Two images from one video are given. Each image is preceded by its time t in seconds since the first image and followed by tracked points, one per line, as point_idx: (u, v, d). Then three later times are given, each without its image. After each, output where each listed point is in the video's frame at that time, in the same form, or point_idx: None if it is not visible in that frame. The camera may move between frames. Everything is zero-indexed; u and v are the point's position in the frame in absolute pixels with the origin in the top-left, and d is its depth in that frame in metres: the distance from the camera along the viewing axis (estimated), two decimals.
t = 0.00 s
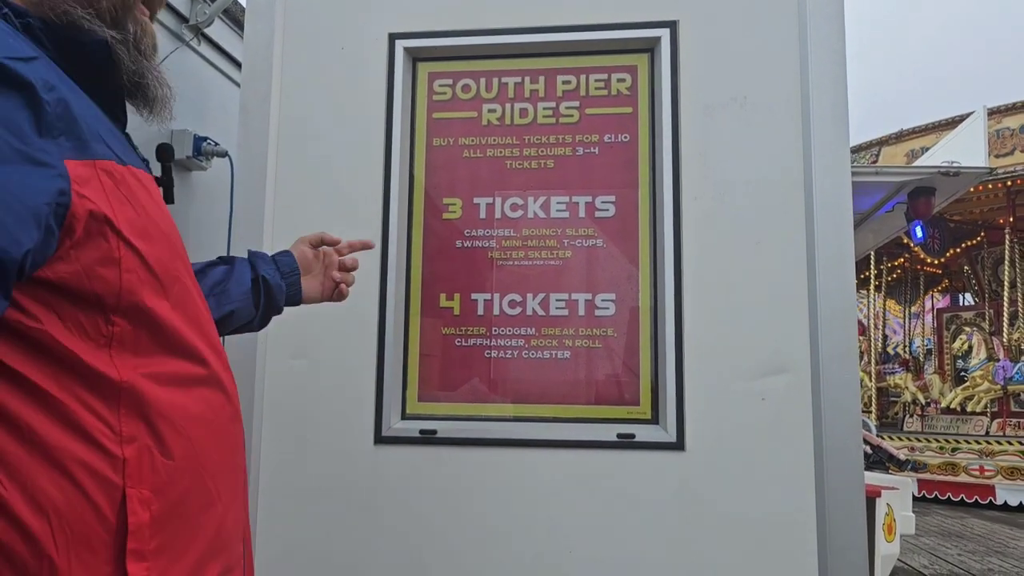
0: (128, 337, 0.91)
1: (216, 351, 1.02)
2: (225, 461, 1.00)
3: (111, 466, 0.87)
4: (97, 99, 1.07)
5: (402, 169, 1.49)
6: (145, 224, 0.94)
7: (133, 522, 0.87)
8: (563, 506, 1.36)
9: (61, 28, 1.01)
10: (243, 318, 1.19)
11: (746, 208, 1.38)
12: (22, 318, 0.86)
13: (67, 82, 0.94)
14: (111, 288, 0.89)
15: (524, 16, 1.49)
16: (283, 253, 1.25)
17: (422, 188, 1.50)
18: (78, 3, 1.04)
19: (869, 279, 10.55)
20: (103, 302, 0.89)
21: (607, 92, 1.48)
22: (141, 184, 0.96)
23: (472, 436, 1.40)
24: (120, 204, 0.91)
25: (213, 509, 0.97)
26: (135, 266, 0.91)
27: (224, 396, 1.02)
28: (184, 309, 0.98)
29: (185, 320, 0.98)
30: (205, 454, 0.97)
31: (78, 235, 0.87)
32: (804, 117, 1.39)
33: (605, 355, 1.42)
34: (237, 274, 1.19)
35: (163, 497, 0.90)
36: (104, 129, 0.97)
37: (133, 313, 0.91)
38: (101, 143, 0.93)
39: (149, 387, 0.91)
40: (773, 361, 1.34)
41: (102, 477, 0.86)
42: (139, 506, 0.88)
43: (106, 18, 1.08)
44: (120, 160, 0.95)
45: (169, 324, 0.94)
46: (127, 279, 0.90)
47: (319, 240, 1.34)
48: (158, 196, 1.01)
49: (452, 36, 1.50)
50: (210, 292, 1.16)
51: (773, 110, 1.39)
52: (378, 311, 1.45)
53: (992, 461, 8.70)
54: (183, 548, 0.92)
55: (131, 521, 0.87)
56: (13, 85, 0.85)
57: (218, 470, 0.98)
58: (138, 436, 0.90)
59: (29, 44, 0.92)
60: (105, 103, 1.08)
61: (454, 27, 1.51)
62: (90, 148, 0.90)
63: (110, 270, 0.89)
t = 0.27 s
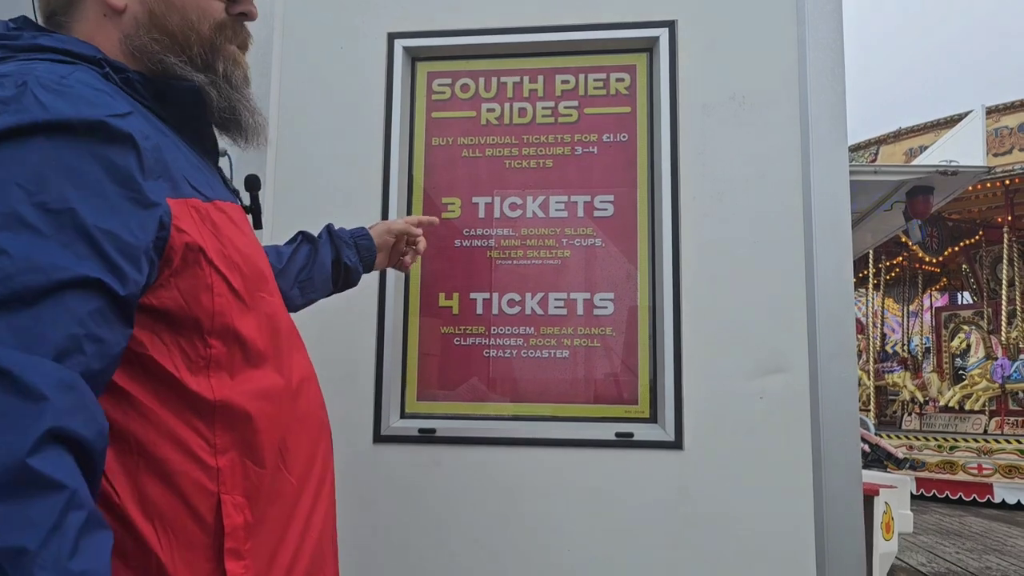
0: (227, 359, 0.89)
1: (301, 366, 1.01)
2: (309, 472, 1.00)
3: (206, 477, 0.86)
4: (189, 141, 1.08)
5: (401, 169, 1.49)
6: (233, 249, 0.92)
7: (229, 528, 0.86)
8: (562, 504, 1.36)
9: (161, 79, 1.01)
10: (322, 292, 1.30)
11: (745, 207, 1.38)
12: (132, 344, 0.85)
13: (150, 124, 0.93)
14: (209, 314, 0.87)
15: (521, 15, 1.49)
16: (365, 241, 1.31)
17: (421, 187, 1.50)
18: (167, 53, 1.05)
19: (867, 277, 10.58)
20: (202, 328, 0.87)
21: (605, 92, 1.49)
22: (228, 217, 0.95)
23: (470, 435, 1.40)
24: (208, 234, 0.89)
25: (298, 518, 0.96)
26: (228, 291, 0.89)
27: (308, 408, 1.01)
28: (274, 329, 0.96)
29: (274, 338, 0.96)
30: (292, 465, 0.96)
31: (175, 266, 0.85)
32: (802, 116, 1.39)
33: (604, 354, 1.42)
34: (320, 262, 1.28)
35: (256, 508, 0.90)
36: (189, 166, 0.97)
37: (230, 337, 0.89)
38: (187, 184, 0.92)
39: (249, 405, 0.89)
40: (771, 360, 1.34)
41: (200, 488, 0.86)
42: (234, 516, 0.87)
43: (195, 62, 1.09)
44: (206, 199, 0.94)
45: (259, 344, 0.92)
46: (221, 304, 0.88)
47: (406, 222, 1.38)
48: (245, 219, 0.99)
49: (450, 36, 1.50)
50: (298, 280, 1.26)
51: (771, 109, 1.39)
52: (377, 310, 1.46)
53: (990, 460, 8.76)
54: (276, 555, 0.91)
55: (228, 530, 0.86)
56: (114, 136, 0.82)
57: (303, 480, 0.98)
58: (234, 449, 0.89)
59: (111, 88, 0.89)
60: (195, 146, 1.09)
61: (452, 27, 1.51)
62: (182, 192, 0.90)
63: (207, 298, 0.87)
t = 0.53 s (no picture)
0: (248, 354, 0.95)
1: (328, 364, 1.06)
2: (336, 462, 1.04)
3: (227, 462, 0.92)
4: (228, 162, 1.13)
5: (400, 168, 1.50)
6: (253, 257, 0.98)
7: (247, 508, 0.91)
8: (560, 503, 1.36)
9: (193, 109, 1.09)
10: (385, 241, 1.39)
11: (743, 206, 1.38)
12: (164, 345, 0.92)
13: (181, 152, 1.01)
14: (228, 314, 0.93)
15: (519, 14, 1.49)
16: (418, 194, 1.37)
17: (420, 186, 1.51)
18: (200, 85, 1.12)
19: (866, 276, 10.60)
20: (224, 327, 0.93)
21: (604, 91, 1.49)
22: (256, 231, 1.02)
23: (468, 435, 1.40)
24: (228, 243, 0.95)
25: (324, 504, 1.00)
26: (246, 291, 0.95)
27: (337, 403, 1.05)
28: (298, 330, 1.02)
29: (298, 340, 1.01)
30: (315, 456, 1.00)
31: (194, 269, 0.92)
32: (800, 115, 1.38)
33: (602, 354, 1.42)
34: (383, 221, 1.36)
35: (275, 490, 0.95)
36: (221, 188, 1.04)
37: (252, 334, 0.94)
38: (213, 200, 0.99)
39: (267, 397, 0.95)
40: (770, 358, 1.34)
41: (223, 470, 0.91)
42: (252, 496, 0.92)
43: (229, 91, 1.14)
44: (233, 213, 1.01)
45: (281, 340, 0.97)
46: (241, 302, 0.94)
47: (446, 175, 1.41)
48: (274, 233, 1.06)
49: (448, 35, 1.50)
50: (364, 237, 1.36)
51: (769, 108, 1.39)
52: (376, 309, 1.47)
53: (989, 458, 8.81)
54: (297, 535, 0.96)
55: (246, 509, 0.91)
56: (142, 164, 0.90)
57: (329, 469, 1.02)
58: (254, 436, 0.93)
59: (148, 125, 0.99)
60: (239, 169, 1.15)
61: (450, 26, 1.51)
62: (205, 206, 0.96)
63: (226, 300, 0.93)
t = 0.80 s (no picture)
0: (247, 366, 1.03)
1: (333, 372, 1.12)
2: (339, 460, 1.09)
3: (229, 457, 0.98)
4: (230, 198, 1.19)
5: (399, 167, 1.49)
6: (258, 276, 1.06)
7: (246, 498, 0.98)
8: (559, 503, 1.36)
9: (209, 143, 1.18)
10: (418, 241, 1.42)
11: (741, 205, 1.38)
12: (171, 357, 1.00)
13: (197, 186, 1.10)
14: (227, 331, 1.01)
15: (518, 11, 1.48)
16: (452, 189, 1.40)
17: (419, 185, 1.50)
18: (210, 125, 1.19)
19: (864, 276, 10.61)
20: (224, 343, 1.02)
21: (603, 90, 1.49)
22: (263, 253, 1.10)
23: (468, 434, 1.40)
24: (231, 264, 1.04)
25: (324, 499, 1.06)
26: (246, 309, 1.03)
27: (342, 406, 1.11)
28: (301, 342, 1.09)
29: (300, 353, 1.08)
30: (316, 458, 1.06)
31: (200, 291, 1.00)
32: (799, 113, 1.38)
33: (602, 353, 1.42)
34: (418, 219, 1.39)
35: (275, 481, 1.01)
36: (235, 213, 1.13)
37: (250, 348, 1.03)
38: (222, 231, 1.06)
39: (266, 401, 1.02)
40: (770, 358, 1.34)
41: (224, 467, 0.98)
42: (251, 488, 0.98)
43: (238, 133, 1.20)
44: (245, 238, 1.10)
45: (280, 352, 1.05)
46: (240, 322, 1.02)
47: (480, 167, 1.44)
48: (284, 253, 1.14)
49: (447, 33, 1.50)
50: (400, 237, 1.38)
51: (768, 107, 1.39)
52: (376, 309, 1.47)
53: (987, 457, 8.83)
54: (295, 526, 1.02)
55: (245, 499, 0.98)
56: (152, 203, 0.98)
57: (331, 467, 1.08)
58: (254, 433, 1.00)
59: (169, 162, 1.08)
60: (256, 196, 1.23)
61: (449, 25, 1.50)
62: (212, 238, 1.04)
63: (223, 318, 1.02)
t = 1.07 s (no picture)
0: (252, 364, 1.08)
1: (335, 370, 1.17)
2: (339, 453, 1.14)
3: (235, 449, 1.03)
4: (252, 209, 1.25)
5: (398, 166, 1.49)
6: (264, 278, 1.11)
7: (249, 487, 1.03)
8: (559, 502, 1.36)
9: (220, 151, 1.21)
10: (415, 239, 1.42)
11: (740, 204, 1.38)
12: (179, 354, 1.05)
13: (205, 193, 1.14)
14: (232, 330, 1.06)
15: (518, 10, 1.48)
16: (449, 187, 1.40)
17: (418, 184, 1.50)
18: (233, 141, 1.23)
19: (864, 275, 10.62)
20: (230, 343, 1.07)
21: (603, 88, 1.49)
22: (267, 257, 1.14)
23: (467, 433, 1.40)
24: (239, 267, 1.08)
25: (325, 490, 1.11)
26: (251, 310, 1.08)
27: (343, 402, 1.16)
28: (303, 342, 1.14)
29: (303, 353, 1.13)
30: (317, 453, 1.10)
31: (210, 292, 1.05)
32: (798, 112, 1.38)
33: (601, 352, 1.42)
34: (415, 218, 1.39)
35: (277, 472, 1.06)
36: (241, 219, 1.16)
37: (254, 347, 1.08)
38: (230, 236, 1.11)
39: (270, 396, 1.07)
40: (769, 357, 1.34)
41: (228, 459, 1.03)
42: (254, 477, 1.03)
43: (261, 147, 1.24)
44: (250, 245, 1.13)
45: (283, 351, 1.10)
46: (245, 322, 1.07)
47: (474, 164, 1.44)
48: (288, 256, 1.18)
49: (447, 32, 1.50)
50: (398, 236, 1.39)
51: (766, 106, 1.39)
52: (376, 308, 1.47)
53: (987, 457, 8.84)
54: (297, 514, 1.07)
55: (249, 488, 1.03)
56: (163, 211, 1.03)
57: (331, 458, 1.13)
58: (258, 427, 1.05)
59: (179, 171, 1.13)
60: (263, 201, 1.26)
61: (449, 24, 1.50)
62: (219, 243, 1.09)
63: (229, 319, 1.06)
